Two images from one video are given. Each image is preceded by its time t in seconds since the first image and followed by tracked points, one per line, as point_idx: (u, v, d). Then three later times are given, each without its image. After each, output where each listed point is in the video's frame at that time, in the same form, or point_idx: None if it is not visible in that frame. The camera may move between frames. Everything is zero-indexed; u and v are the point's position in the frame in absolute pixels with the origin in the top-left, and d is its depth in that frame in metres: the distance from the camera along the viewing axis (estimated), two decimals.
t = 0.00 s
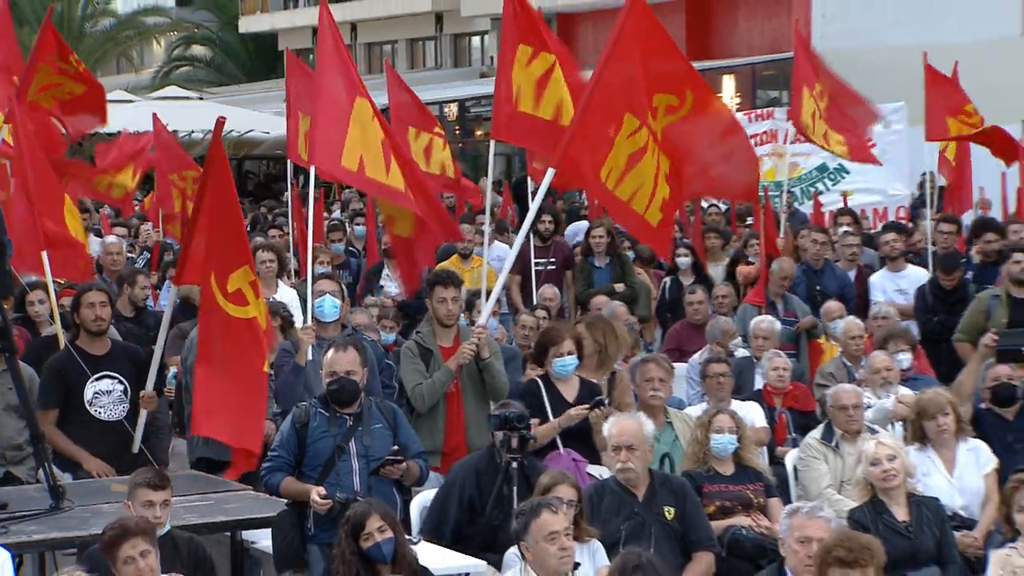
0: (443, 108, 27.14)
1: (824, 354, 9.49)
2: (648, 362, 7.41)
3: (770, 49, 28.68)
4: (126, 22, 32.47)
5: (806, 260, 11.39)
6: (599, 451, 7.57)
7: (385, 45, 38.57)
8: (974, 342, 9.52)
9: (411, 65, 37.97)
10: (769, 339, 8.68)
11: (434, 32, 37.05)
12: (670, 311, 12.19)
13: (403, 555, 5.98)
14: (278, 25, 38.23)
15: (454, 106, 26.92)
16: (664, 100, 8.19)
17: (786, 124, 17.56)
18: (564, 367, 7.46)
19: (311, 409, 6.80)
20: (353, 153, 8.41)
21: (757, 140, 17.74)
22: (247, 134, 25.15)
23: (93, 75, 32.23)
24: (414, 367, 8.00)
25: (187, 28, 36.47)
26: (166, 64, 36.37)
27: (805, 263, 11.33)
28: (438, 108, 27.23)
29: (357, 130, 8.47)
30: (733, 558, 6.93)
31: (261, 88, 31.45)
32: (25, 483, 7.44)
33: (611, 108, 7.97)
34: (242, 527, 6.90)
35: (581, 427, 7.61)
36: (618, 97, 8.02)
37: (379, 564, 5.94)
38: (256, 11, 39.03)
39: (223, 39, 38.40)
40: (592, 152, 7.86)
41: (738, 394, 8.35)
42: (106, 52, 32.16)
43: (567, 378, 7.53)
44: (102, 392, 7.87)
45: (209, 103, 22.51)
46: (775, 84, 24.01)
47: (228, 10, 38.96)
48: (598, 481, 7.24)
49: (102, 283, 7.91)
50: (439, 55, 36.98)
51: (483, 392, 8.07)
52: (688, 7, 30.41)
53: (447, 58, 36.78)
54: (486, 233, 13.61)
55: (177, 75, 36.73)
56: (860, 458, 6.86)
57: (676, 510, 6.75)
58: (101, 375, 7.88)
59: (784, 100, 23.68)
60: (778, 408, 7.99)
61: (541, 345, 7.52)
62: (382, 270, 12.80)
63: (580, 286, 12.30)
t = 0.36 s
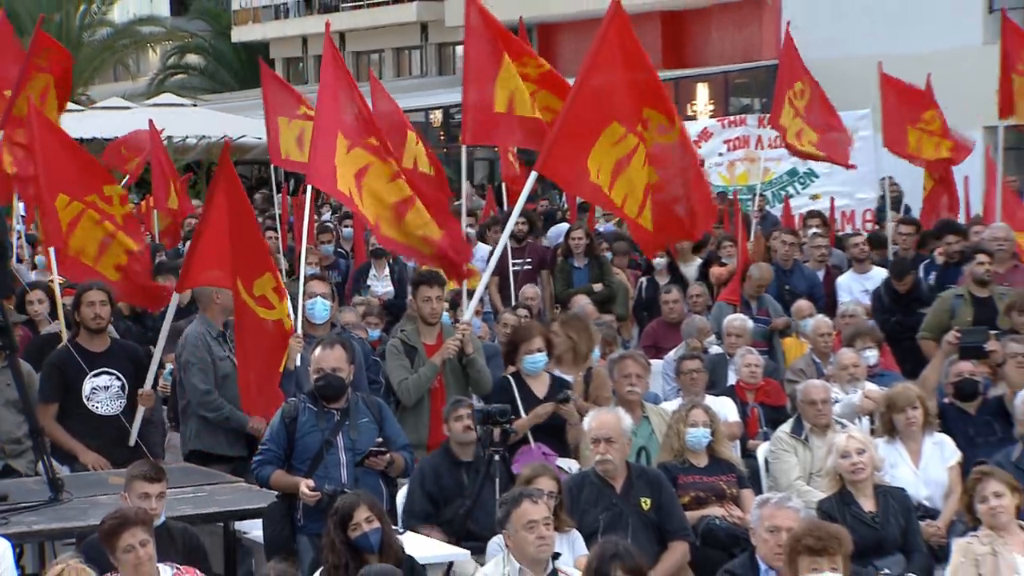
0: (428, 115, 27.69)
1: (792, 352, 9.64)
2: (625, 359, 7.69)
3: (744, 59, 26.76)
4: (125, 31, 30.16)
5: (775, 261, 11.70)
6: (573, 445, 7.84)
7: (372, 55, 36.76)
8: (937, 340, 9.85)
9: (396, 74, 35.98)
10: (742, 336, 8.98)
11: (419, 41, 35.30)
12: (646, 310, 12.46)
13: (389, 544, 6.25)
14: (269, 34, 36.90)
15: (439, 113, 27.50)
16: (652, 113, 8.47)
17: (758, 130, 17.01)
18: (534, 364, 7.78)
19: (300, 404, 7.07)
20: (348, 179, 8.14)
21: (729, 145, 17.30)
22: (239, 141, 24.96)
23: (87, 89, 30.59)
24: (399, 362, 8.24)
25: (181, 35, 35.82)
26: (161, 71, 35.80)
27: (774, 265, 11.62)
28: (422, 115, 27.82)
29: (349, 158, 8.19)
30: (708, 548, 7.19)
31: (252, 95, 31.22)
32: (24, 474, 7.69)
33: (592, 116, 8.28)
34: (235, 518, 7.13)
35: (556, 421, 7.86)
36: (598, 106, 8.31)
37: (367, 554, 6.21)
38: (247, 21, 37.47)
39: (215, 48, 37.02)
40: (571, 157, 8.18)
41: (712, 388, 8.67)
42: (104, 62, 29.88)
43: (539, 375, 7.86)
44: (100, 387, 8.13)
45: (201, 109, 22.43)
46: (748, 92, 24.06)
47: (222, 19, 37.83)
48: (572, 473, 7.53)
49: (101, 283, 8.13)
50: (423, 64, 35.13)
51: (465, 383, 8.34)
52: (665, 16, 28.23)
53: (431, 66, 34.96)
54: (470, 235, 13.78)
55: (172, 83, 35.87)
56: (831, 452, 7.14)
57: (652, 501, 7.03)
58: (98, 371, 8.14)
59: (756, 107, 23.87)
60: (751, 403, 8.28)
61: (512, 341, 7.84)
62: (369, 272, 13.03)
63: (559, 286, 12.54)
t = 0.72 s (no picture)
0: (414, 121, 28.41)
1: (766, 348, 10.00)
2: (603, 356, 7.98)
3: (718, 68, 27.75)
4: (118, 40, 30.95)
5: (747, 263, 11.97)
6: (547, 440, 8.13)
7: (360, 64, 36.98)
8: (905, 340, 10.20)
9: (383, 82, 36.27)
10: (715, 335, 9.27)
11: (405, 50, 35.54)
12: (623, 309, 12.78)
13: (375, 535, 6.52)
14: (260, 44, 36.98)
15: (424, 119, 28.17)
16: (621, 115, 8.86)
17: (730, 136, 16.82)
18: (506, 362, 8.11)
19: (288, 400, 7.35)
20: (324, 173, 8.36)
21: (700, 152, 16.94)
22: (232, 147, 25.28)
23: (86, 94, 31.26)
24: (385, 360, 8.54)
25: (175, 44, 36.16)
26: (155, 79, 36.22)
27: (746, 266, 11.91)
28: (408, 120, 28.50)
29: (327, 149, 8.44)
30: (682, 537, 7.49)
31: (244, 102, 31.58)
32: (23, 468, 7.95)
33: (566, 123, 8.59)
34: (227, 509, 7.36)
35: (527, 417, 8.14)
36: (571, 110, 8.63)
37: (354, 544, 6.48)
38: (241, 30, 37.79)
39: (209, 57, 37.27)
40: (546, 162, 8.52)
41: (686, 384, 8.96)
42: (99, 70, 30.58)
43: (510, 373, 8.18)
44: (96, 382, 8.40)
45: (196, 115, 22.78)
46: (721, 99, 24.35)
47: (215, 28, 38.37)
48: (547, 467, 7.83)
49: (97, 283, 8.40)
50: (409, 72, 35.42)
51: (448, 378, 8.64)
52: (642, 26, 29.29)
53: (416, 75, 35.29)
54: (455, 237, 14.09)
55: (167, 89, 36.19)
56: (805, 446, 7.42)
57: (629, 493, 7.31)
58: (94, 368, 8.42)
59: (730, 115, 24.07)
60: (723, 399, 8.61)
61: (488, 338, 8.13)
62: (356, 272, 13.31)
63: (539, 287, 12.83)
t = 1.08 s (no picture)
0: (402, 127, 29.06)
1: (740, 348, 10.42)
2: (584, 354, 8.29)
3: (694, 78, 29.36)
4: (119, 50, 32.23)
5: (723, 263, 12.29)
6: (529, 432, 8.50)
7: (350, 72, 38.78)
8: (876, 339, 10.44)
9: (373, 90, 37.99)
10: (693, 333, 9.57)
11: (394, 60, 37.17)
12: (604, 308, 13.10)
13: (366, 527, 6.81)
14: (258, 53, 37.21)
15: (412, 126, 28.88)
16: (602, 113, 9.58)
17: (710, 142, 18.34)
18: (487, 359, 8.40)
19: (279, 397, 7.65)
20: (290, 168, 9.25)
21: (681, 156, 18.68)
22: (226, 152, 25.73)
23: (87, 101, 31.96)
24: (374, 357, 8.84)
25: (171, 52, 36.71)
26: (154, 88, 36.61)
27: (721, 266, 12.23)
28: (398, 127, 29.16)
29: (291, 145, 9.30)
30: (664, 528, 7.79)
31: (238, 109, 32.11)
32: (25, 462, 8.21)
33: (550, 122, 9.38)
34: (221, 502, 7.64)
35: (509, 412, 8.45)
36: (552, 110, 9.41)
37: (346, 535, 6.78)
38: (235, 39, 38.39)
39: (205, 65, 37.64)
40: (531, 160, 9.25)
41: (664, 382, 9.28)
42: (101, 78, 31.91)
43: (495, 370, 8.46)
44: (94, 377, 8.59)
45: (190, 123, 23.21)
46: (697, 107, 26.17)
47: (211, 39, 39.00)
48: (530, 461, 8.14)
49: (95, 283, 8.69)
50: (399, 81, 37.03)
51: (436, 374, 8.93)
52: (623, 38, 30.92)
53: (405, 84, 36.84)
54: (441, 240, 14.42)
55: (165, 98, 36.68)
56: (780, 441, 7.70)
57: (610, 485, 7.61)
58: (93, 364, 8.64)
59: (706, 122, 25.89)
60: (701, 395, 8.93)
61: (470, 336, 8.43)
62: (346, 273, 13.58)
63: (524, 288, 13.16)
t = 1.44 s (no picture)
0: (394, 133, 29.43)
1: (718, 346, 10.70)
2: (568, 352, 8.61)
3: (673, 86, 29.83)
4: (119, 59, 32.70)
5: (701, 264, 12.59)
6: (519, 425, 8.82)
7: (343, 81, 39.26)
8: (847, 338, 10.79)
9: (365, 98, 38.47)
10: (672, 332, 9.93)
11: (385, 69, 37.65)
12: (588, 308, 13.38)
13: (358, 519, 7.12)
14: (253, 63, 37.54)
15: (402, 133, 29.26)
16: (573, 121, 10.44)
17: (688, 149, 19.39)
18: (477, 355, 8.71)
19: (275, 394, 7.97)
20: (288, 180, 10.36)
21: (660, 162, 19.53)
22: (223, 159, 26.08)
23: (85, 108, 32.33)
24: (366, 356, 9.15)
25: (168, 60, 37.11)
26: (151, 95, 36.98)
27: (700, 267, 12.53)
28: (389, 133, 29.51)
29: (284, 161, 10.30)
30: (647, 519, 8.09)
31: (233, 116, 32.46)
32: (30, 456, 8.50)
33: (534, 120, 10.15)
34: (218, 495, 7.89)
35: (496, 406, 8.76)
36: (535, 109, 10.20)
37: (339, 526, 7.07)
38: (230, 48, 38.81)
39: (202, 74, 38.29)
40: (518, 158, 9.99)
41: (645, 379, 9.60)
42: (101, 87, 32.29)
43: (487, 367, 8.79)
44: (95, 370, 8.92)
45: (187, 131, 23.56)
46: (676, 115, 27.49)
47: (209, 48, 39.54)
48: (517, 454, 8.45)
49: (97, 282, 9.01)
50: (389, 90, 37.50)
51: (426, 371, 9.19)
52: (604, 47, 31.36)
53: (396, 92, 37.33)
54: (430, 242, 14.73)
55: (163, 105, 37.05)
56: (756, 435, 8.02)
57: (593, 478, 7.91)
58: (94, 359, 8.94)
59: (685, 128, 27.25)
60: (680, 391, 9.28)
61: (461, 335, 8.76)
62: (339, 275, 13.87)
63: (510, 288, 13.47)
